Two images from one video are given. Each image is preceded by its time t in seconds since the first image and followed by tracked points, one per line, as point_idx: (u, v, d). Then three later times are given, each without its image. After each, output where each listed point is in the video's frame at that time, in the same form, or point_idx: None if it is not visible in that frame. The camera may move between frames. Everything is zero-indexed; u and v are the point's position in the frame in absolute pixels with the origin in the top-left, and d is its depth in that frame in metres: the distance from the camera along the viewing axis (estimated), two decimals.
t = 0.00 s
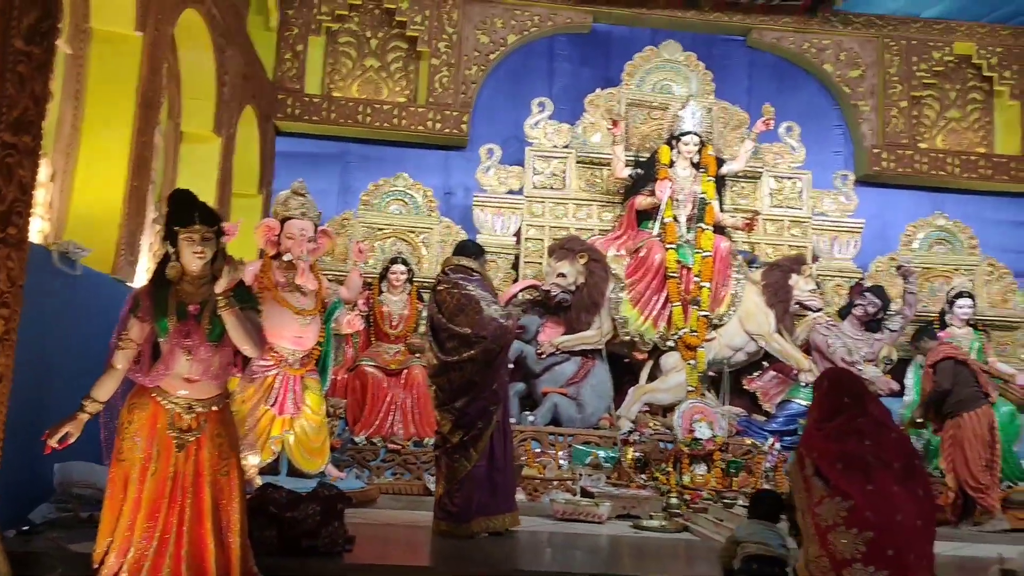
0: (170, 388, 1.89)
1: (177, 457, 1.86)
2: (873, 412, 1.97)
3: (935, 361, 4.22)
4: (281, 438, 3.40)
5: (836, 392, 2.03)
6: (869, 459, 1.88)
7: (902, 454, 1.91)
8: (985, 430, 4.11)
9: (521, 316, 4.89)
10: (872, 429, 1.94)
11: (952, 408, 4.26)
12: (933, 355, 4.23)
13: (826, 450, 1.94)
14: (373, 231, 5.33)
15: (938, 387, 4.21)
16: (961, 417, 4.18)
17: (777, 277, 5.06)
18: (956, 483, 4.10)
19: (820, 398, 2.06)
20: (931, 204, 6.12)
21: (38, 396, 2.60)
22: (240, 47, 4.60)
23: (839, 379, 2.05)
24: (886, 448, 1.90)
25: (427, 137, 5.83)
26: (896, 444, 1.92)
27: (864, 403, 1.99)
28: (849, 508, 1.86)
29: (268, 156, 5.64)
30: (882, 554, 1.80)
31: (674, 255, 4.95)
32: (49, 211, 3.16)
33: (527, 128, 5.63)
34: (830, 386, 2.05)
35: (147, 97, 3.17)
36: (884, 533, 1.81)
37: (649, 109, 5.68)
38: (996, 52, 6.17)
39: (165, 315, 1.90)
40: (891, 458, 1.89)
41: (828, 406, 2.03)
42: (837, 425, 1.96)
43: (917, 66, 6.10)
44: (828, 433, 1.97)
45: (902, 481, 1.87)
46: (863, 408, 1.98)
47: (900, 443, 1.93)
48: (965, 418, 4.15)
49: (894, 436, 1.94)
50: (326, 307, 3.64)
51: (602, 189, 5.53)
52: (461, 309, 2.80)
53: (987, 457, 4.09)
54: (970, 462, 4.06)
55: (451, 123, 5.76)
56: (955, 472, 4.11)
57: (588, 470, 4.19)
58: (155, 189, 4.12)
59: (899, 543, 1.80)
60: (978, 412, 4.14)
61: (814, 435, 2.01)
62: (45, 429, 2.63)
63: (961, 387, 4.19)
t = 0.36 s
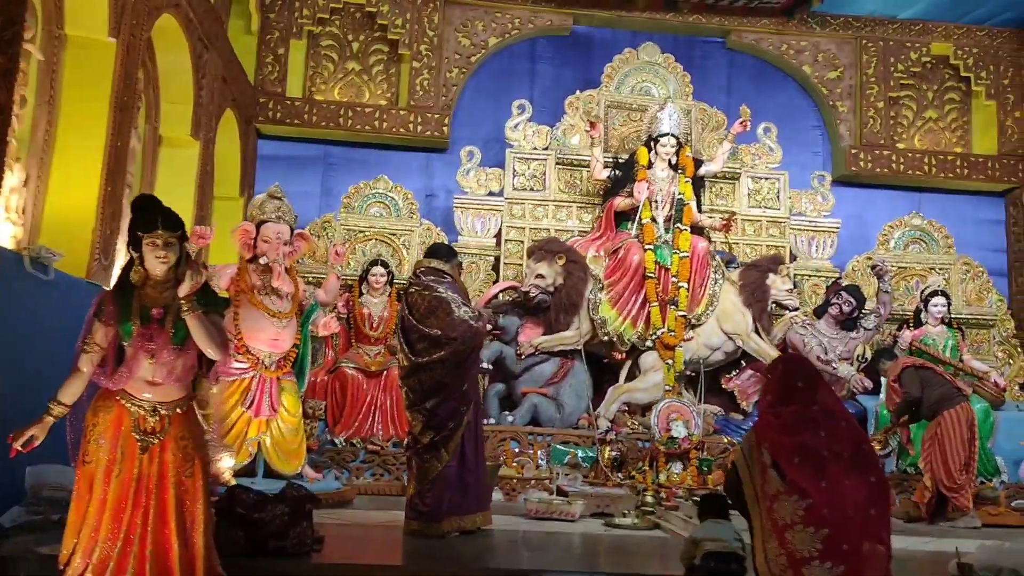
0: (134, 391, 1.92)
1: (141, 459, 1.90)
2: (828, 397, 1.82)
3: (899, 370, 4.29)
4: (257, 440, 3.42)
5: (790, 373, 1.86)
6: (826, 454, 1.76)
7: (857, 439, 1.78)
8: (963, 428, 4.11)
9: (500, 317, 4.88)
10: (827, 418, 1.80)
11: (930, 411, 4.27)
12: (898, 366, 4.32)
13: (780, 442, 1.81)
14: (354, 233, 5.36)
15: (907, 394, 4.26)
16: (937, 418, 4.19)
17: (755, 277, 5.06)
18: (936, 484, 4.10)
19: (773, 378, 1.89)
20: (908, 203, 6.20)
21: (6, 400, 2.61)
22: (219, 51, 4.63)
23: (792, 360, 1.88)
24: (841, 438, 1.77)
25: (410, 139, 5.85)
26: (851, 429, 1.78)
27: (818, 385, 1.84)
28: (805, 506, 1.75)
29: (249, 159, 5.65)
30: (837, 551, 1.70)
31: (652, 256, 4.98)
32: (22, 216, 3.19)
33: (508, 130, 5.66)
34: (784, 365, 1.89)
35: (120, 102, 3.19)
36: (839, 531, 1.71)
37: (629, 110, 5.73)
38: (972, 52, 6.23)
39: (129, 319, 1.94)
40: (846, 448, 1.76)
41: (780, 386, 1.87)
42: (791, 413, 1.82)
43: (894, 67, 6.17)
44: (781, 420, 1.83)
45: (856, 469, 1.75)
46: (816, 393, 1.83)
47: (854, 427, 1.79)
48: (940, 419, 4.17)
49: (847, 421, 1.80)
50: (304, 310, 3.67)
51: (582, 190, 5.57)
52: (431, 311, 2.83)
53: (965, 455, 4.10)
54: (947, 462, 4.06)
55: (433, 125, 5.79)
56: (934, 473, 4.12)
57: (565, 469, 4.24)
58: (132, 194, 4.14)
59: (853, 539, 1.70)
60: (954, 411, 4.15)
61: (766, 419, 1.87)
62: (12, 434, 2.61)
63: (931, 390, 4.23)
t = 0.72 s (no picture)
0: (94, 387, 1.96)
1: (101, 454, 1.92)
2: (767, 377, 1.88)
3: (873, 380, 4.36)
4: (233, 437, 3.43)
5: (727, 354, 1.90)
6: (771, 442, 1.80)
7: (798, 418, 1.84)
8: (942, 422, 4.00)
9: (482, 314, 4.90)
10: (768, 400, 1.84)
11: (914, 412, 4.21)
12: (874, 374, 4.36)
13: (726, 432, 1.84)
14: (336, 232, 5.37)
15: (885, 397, 4.27)
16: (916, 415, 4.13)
17: (736, 273, 5.11)
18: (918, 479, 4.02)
19: (712, 361, 1.92)
20: (890, 199, 6.24)
21: None
22: (198, 50, 4.64)
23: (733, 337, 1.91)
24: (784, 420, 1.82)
25: (394, 138, 5.87)
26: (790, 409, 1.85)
27: (756, 366, 1.88)
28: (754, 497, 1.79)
29: (232, 159, 5.66)
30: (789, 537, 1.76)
31: (632, 253, 5.03)
32: None
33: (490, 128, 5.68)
34: (720, 347, 1.92)
35: (94, 101, 3.20)
36: (787, 515, 1.77)
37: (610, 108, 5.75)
38: (953, 49, 6.26)
39: (88, 315, 1.98)
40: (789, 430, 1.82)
41: (719, 371, 1.90)
42: (735, 400, 1.85)
43: (875, 64, 6.19)
44: (725, 409, 1.86)
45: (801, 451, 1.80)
46: (756, 374, 1.88)
47: (792, 406, 1.85)
48: (918, 416, 4.10)
49: (785, 400, 1.86)
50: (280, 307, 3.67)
51: (564, 188, 5.60)
52: (401, 308, 2.85)
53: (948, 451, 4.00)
54: (927, 456, 3.98)
55: (415, 124, 5.81)
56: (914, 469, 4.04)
57: (545, 465, 4.25)
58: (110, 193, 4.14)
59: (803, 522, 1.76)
60: (932, 407, 4.06)
61: (709, 408, 1.89)
62: None
63: (908, 389, 4.21)
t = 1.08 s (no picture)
0: (68, 389, 1.96)
1: (76, 455, 1.92)
2: (725, 362, 1.84)
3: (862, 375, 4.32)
4: (220, 437, 3.43)
5: (682, 342, 1.88)
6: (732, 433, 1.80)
7: (760, 401, 1.81)
8: (928, 412, 4.03)
9: (471, 310, 4.92)
10: (727, 388, 1.82)
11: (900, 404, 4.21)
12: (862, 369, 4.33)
13: (687, 426, 1.84)
14: (325, 230, 5.38)
15: (873, 390, 4.24)
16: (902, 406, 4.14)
17: (725, 264, 5.12)
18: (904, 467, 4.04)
19: (668, 350, 1.90)
20: (880, 188, 6.23)
21: None
22: (182, 51, 4.63)
23: (686, 324, 1.88)
24: (745, 407, 1.81)
25: (383, 136, 5.87)
26: (750, 393, 1.82)
27: (712, 351, 1.86)
28: (721, 490, 1.81)
29: (220, 159, 5.66)
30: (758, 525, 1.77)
31: (621, 246, 5.00)
32: None
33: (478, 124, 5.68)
34: (675, 334, 1.90)
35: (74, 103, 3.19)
36: (754, 504, 1.78)
37: (597, 101, 5.74)
38: (941, 36, 6.24)
39: (60, 317, 1.98)
40: (750, 416, 1.80)
41: (676, 360, 1.88)
42: (694, 391, 1.84)
43: (864, 52, 6.18)
44: (685, 401, 1.85)
45: (763, 436, 1.80)
46: (713, 360, 1.85)
47: (753, 389, 1.82)
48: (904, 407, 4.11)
49: (746, 383, 1.83)
50: (266, 306, 3.68)
51: (552, 182, 5.60)
52: (382, 305, 2.86)
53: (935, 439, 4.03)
54: (913, 445, 4.00)
55: (403, 121, 5.80)
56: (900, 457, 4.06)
57: (535, 459, 4.26)
58: (95, 195, 4.13)
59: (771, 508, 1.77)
60: (919, 397, 4.08)
61: (670, 401, 1.89)
62: None
63: (896, 382, 4.21)
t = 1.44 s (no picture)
0: (13, 394, 1.98)
1: (21, 463, 1.94)
2: (693, 366, 1.80)
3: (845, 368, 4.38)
4: (186, 445, 3.35)
5: (649, 346, 1.84)
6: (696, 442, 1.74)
7: (726, 410, 1.76)
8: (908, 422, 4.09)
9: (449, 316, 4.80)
10: (692, 395, 1.77)
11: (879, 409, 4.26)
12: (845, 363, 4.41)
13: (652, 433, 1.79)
14: (302, 236, 5.31)
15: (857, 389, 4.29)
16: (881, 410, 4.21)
17: (705, 271, 5.04)
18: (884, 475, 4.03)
19: (634, 352, 1.86)
20: (861, 196, 6.22)
21: None
22: (157, 53, 4.57)
23: (653, 325, 1.84)
24: (710, 414, 1.75)
25: (363, 141, 5.82)
26: (717, 401, 1.76)
27: (679, 357, 1.81)
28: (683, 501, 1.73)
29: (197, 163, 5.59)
30: (719, 542, 1.69)
31: (601, 253, 4.99)
32: None
33: (458, 129, 5.64)
34: (643, 340, 1.85)
35: (37, 102, 3.13)
36: (716, 518, 1.70)
37: (578, 108, 5.71)
38: (923, 46, 6.25)
39: (5, 320, 2.00)
40: (716, 425, 1.74)
41: (643, 364, 1.84)
42: (659, 397, 1.80)
43: (845, 61, 6.18)
44: (651, 407, 1.81)
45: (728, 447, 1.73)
46: (680, 366, 1.80)
47: (720, 397, 1.77)
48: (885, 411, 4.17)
49: (712, 391, 1.78)
50: (235, 312, 3.60)
51: (533, 188, 5.57)
52: (350, 309, 2.79)
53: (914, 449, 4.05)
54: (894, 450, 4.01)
55: (383, 126, 5.75)
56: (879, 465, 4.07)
57: (511, 468, 4.21)
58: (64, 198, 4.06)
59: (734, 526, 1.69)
60: (901, 405, 4.13)
61: (637, 407, 1.84)
62: None
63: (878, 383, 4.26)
